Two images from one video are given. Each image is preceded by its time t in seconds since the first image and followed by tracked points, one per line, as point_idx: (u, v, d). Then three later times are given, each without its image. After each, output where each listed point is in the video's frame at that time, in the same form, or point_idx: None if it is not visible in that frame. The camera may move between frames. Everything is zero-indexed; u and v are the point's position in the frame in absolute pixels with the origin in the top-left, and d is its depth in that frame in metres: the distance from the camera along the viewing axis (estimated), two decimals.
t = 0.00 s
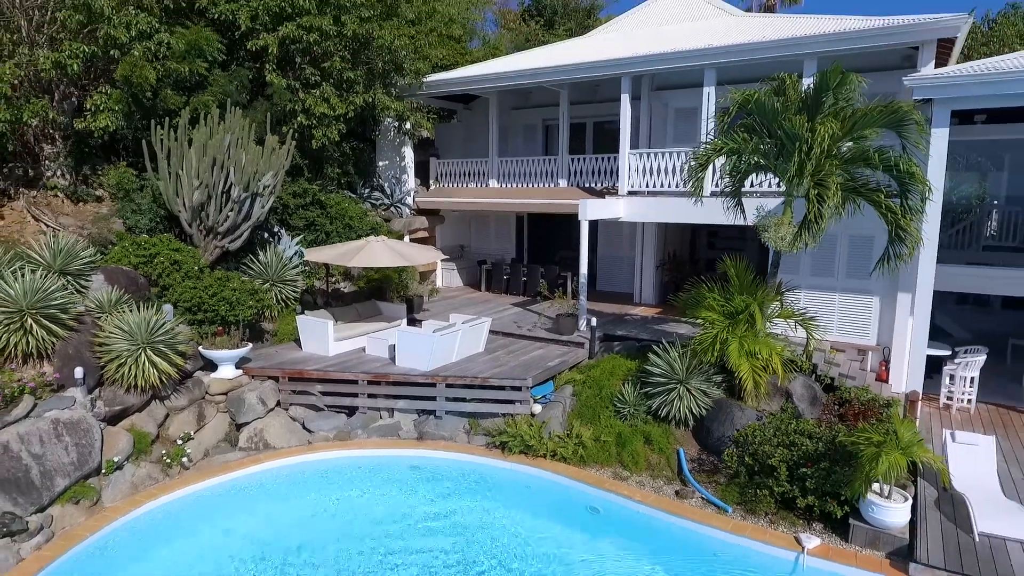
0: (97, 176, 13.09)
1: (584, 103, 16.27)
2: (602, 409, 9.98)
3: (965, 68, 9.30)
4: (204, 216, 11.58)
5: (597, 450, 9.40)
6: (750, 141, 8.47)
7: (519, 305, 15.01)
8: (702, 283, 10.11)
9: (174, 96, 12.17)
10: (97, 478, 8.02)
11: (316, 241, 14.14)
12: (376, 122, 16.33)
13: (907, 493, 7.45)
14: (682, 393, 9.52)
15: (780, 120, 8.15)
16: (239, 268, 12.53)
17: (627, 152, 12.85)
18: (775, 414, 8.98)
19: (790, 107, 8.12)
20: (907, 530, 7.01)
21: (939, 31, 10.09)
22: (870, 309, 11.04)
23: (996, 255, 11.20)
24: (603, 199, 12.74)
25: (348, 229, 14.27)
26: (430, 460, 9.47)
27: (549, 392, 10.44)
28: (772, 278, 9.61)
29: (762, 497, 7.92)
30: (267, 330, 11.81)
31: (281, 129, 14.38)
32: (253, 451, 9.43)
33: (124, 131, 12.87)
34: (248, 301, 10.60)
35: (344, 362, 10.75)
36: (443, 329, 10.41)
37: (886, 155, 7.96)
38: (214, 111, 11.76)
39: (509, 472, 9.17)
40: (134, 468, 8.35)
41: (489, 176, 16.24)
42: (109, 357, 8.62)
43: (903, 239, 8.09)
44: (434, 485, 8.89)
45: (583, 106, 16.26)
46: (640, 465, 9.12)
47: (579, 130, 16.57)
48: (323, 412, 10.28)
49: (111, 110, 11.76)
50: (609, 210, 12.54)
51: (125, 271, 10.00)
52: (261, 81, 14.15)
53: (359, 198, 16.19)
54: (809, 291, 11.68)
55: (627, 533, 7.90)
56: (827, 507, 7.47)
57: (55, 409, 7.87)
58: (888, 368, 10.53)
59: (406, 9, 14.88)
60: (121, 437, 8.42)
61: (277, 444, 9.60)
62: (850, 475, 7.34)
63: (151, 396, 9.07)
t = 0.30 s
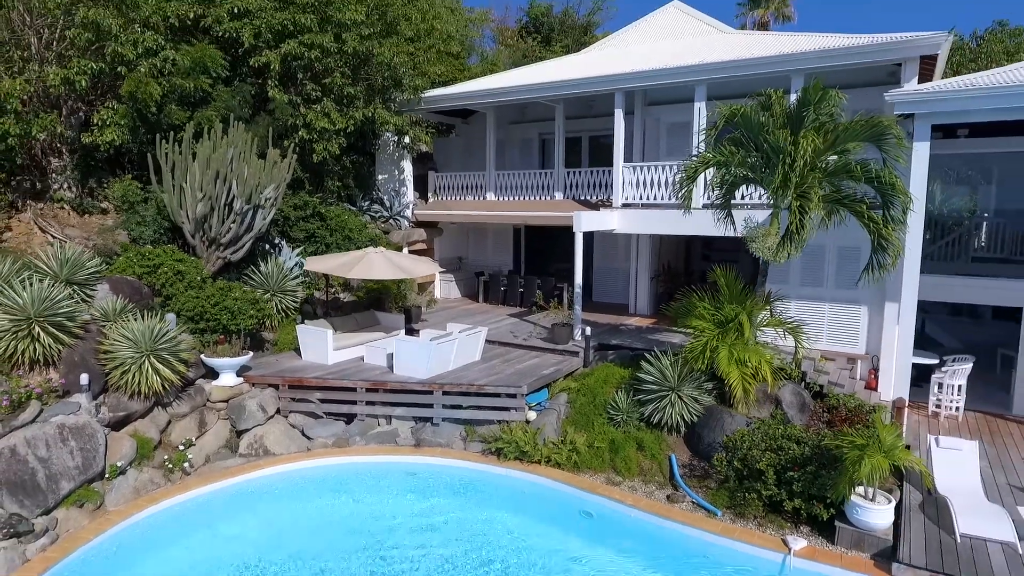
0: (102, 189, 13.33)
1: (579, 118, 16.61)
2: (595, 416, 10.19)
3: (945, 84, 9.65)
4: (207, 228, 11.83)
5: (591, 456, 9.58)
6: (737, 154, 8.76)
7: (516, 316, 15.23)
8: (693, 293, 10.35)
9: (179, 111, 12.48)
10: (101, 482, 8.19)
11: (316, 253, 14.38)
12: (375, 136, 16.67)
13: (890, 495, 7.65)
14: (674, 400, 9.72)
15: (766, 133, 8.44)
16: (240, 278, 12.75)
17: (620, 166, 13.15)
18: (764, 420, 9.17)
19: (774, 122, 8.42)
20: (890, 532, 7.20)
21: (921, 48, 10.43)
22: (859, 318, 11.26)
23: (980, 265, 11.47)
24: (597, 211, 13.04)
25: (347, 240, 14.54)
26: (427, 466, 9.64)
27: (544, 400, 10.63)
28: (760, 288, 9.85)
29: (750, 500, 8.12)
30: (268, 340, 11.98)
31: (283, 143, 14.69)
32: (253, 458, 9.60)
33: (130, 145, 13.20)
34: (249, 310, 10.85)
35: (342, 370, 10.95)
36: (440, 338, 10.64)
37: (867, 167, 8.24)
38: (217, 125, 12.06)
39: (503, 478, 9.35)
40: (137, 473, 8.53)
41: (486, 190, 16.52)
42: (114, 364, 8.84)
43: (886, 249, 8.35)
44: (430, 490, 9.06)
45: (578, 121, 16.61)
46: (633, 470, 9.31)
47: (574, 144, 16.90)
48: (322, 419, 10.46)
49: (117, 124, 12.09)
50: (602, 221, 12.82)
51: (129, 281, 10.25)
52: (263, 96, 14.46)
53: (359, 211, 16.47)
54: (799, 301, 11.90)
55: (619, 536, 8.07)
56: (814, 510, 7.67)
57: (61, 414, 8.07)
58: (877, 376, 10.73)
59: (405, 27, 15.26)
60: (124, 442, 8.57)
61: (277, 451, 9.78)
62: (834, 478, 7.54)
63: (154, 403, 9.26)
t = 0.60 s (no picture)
0: (108, 202, 13.73)
1: (575, 133, 16.98)
2: (589, 423, 10.42)
3: (925, 100, 10.02)
4: (210, 239, 12.12)
5: (584, 461, 9.79)
6: (725, 168, 9.07)
7: (513, 326, 15.49)
8: (684, 302, 10.62)
9: (184, 126, 12.81)
10: (105, 486, 8.40)
11: (317, 264, 14.67)
12: (374, 151, 17.03)
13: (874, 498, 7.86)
14: (666, 407, 9.96)
15: (752, 147, 8.75)
16: (242, 289, 13.03)
17: (614, 179, 13.49)
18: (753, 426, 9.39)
19: (760, 136, 8.74)
20: (873, 532, 7.41)
21: (903, 65, 10.80)
22: (847, 327, 11.51)
23: (965, 275, 11.76)
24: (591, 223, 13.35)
25: (347, 252, 14.84)
26: (424, 471, 9.83)
27: (539, 407, 10.86)
28: (749, 297, 10.12)
29: (738, 503, 8.34)
30: (268, 349, 12.27)
31: (284, 156, 15.02)
32: (253, 463, 9.81)
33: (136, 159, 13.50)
34: (250, 319, 11.14)
35: (341, 378, 11.19)
36: (437, 346, 10.90)
37: (849, 180, 8.54)
38: (221, 140, 12.38)
39: (499, 483, 9.53)
40: (140, 477, 8.74)
41: (483, 203, 16.83)
42: (119, 371, 9.08)
43: (868, 259, 8.64)
44: (426, 495, 9.23)
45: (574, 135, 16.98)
46: (625, 475, 9.52)
47: (570, 158, 17.26)
48: (321, 426, 10.68)
49: (124, 139, 12.38)
50: (597, 233, 13.13)
51: (134, 290, 10.52)
52: (265, 111, 14.82)
53: (359, 224, 16.79)
54: (788, 310, 12.16)
55: (611, 539, 8.25)
56: (799, 511, 7.89)
57: (68, 419, 8.29)
58: (865, 385, 10.94)
59: (405, 44, 15.66)
60: (128, 447, 8.84)
61: (277, 457, 9.99)
62: (819, 480, 7.76)
63: (157, 409, 9.49)
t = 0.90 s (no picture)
0: (114, 215, 14.04)
1: (571, 148, 17.35)
2: (583, 429, 10.65)
3: (905, 116, 10.40)
4: (214, 250, 12.42)
5: (577, 467, 10.01)
6: (713, 181, 9.39)
7: (510, 337, 15.74)
8: (675, 312, 10.89)
9: (189, 141, 13.15)
10: (110, 490, 8.61)
11: (317, 275, 14.95)
12: (374, 165, 17.38)
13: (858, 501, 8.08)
14: (658, 414, 10.20)
15: (738, 161, 9.08)
16: (244, 299, 13.31)
17: (608, 192, 13.84)
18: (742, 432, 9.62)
19: (746, 150, 9.07)
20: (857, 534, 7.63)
21: (886, 83, 11.18)
22: (835, 337, 11.77)
23: (953, 286, 12.01)
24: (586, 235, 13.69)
25: (346, 263, 15.13)
26: (421, 477, 10.03)
27: (534, 414, 11.09)
28: (737, 307, 10.41)
29: (727, 507, 8.56)
30: (269, 358, 12.50)
31: (286, 170, 15.36)
32: (254, 469, 10.02)
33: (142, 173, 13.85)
34: (252, 329, 11.42)
35: (341, 386, 11.43)
36: (434, 355, 11.16)
37: (831, 193, 8.87)
38: (225, 154, 12.71)
39: (495, 489, 9.73)
40: (144, 482, 8.95)
41: (481, 216, 17.15)
42: (124, 378, 9.33)
43: (850, 269, 9.01)
44: (423, 500, 9.43)
45: (569, 150, 17.34)
46: (617, 481, 9.74)
47: (566, 172, 17.62)
48: (321, 433, 10.91)
49: (132, 153, 12.72)
50: (591, 245, 13.44)
51: (140, 300, 10.80)
52: (268, 126, 15.19)
53: (359, 236, 17.11)
54: (778, 320, 12.41)
55: (604, 542, 8.44)
56: (786, 514, 8.11)
57: (75, 424, 8.52)
58: (854, 393, 11.16)
59: (404, 61, 16.07)
60: (133, 452, 9.06)
61: (277, 463, 10.20)
62: (804, 482, 8.00)
63: (161, 416, 9.72)
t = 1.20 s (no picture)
0: (120, 228, 14.41)
1: (566, 162, 17.73)
2: (577, 437, 10.90)
3: (887, 133, 10.77)
4: (217, 262, 12.73)
5: (571, 474, 10.25)
6: (701, 195, 9.74)
7: (506, 348, 16.01)
8: (667, 322, 11.18)
9: (194, 156, 13.52)
10: (116, 494, 8.84)
11: (317, 287, 15.26)
12: (374, 180, 17.75)
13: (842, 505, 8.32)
14: (650, 422, 10.46)
15: (725, 176, 9.43)
16: (247, 310, 13.61)
17: (603, 206, 14.19)
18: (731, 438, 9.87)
19: (732, 165, 9.42)
20: (840, 536, 7.87)
21: (868, 100, 11.59)
22: (824, 347, 12.03)
23: (943, 298, 12.25)
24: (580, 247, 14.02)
25: (346, 275, 15.44)
26: (418, 484, 10.23)
27: (529, 422, 11.34)
28: (727, 317, 10.71)
29: (716, 511, 8.80)
30: (270, 368, 12.76)
31: (288, 185, 15.71)
32: (255, 476, 10.25)
33: (148, 187, 14.19)
34: (254, 338, 11.78)
35: (340, 395, 11.68)
36: (432, 364, 11.43)
37: (814, 206, 9.20)
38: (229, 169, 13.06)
39: (491, 495, 9.93)
40: (148, 488, 9.18)
41: (479, 229, 17.48)
42: (130, 386, 9.60)
43: (834, 279, 9.31)
44: (421, 506, 9.62)
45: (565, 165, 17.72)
46: (610, 487, 9.98)
47: (562, 186, 17.98)
48: (320, 441, 11.14)
49: (138, 168, 13.05)
50: (585, 257, 13.77)
51: (145, 311, 11.11)
52: (270, 142, 15.57)
53: (359, 249, 17.45)
54: (768, 331, 12.68)
55: (597, 547, 8.64)
56: (773, 518, 8.35)
57: (82, 430, 8.77)
58: (843, 402, 11.41)
59: (404, 79, 16.50)
60: (137, 458, 9.30)
61: (277, 470, 10.43)
62: (790, 487, 8.25)
63: (165, 423, 9.97)
